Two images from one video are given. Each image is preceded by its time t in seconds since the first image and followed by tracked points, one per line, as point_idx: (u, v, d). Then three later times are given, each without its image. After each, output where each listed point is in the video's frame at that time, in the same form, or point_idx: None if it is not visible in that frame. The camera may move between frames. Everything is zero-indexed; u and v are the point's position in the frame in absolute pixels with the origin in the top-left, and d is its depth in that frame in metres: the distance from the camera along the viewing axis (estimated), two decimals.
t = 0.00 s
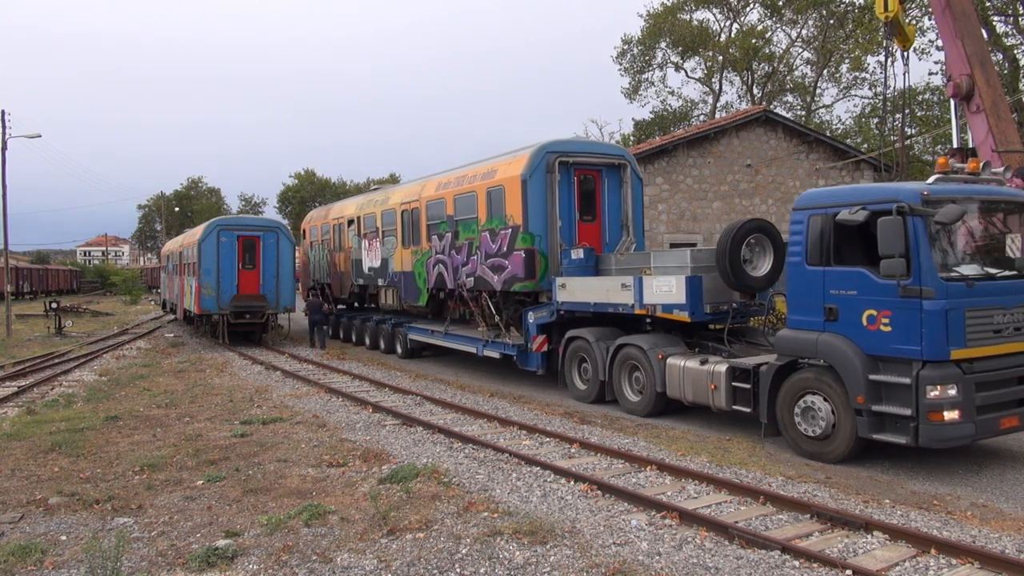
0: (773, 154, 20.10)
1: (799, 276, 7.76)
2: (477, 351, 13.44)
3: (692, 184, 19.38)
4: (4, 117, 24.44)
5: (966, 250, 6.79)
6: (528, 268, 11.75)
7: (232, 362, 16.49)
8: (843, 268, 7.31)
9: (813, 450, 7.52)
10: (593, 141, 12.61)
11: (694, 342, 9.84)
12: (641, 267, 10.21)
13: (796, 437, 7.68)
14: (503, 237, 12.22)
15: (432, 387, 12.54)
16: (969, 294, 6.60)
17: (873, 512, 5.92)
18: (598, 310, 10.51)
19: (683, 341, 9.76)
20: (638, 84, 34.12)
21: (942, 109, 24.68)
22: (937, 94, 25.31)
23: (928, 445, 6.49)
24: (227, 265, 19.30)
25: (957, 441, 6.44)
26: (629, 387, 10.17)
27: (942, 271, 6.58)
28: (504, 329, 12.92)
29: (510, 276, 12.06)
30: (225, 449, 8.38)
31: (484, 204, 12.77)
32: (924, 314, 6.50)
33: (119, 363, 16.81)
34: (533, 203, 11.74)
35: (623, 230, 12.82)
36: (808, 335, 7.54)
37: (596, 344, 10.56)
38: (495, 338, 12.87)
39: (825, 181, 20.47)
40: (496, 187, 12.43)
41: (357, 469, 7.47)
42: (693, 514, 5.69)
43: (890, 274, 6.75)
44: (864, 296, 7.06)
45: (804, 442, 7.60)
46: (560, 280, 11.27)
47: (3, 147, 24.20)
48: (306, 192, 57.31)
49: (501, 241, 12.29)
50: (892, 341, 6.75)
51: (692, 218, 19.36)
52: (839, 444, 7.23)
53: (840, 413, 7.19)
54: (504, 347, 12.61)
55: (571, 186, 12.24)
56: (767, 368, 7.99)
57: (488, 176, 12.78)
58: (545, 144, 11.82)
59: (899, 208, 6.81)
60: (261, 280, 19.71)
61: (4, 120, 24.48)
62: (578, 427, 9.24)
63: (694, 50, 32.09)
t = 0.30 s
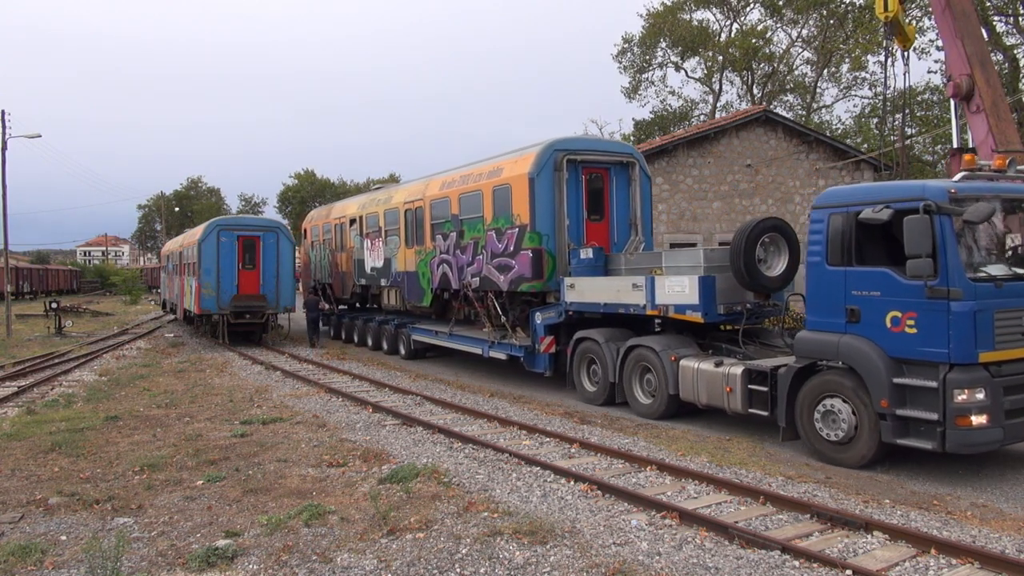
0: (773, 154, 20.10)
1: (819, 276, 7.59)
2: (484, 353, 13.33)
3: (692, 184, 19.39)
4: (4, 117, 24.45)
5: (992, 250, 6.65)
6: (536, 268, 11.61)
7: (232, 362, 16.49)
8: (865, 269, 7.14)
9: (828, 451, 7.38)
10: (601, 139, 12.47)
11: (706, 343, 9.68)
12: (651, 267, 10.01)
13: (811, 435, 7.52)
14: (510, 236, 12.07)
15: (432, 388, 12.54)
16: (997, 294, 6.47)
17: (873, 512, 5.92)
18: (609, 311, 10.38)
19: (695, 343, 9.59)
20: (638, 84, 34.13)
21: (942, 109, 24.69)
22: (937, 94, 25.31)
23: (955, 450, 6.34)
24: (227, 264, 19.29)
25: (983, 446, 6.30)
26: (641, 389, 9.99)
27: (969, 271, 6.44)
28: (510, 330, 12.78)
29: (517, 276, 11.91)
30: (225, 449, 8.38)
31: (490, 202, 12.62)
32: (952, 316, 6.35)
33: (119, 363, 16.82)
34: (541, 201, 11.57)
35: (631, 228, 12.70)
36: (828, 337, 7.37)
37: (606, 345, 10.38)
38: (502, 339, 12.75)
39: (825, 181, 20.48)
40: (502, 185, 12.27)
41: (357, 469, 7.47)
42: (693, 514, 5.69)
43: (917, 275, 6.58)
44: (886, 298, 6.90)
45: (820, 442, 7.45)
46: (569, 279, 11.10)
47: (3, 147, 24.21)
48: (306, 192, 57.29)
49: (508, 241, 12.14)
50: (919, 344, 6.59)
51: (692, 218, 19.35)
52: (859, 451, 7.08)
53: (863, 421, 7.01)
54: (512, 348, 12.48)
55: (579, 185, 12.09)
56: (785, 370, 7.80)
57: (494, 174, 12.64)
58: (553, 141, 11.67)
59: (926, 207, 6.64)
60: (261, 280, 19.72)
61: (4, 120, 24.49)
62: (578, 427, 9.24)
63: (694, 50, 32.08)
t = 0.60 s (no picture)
0: (773, 154, 20.11)
1: (839, 276, 7.36)
2: (489, 354, 13.20)
3: (692, 184, 19.40)
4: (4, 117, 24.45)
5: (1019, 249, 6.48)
6: (543, 268, 11.42)
7: (232, 362, 16.49)
8: (890, 269, 6.91)
9: (840, 452, 7.27)
10: (610, 137, 12.27)
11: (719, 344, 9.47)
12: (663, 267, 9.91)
13: (831, 437, 7.34)
14: (516, 236, 11.91)
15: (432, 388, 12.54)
16: None
17: (873, 512, 5.92)
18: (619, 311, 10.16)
19: (708, 344, 9.39)
20: (638, 84, 34.14)
21: (942, 109, 24.71)
22: (937, 93, 25.33)
23: (985, 456, 6.17)
24: (227, 264, 19.29)
25: (1013, 451, 6.15)
26: (652, 392, 9.78)
27: (999, 270, 6.24)
28: (517, 330, 12.63)
29: (524, 275, 11.74)
30: (225, 449, 8.38)
31: (497, 201, 12.47)
32: (981, 317, 6.16)
33: (119, 363, 16.82)
34: (548, 200, 11.41)
35: (640, 228, 12.48)
36: (850, 338, 7.15)
37: (616, 347, 10.17)
38: (508, 340, 12.62)
39: (825, 181, 20.50)
40: (508, 183, 12.12)
41: (357, 469, 7.48)
42: (692, 514, 5.69)
43: (946, 275, 6.35)
44: (912, 298, 6.68)
45: (836, 439, 7.30)
46: (577, 279, 10.91)
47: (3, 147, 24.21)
48: (306, 192, 57.27)
49: (514, 240, 11.99)
50: (947, 346, 6.37)
51: (692, 218, 19.35)
52: (874, 467, 6.97)
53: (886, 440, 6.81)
54: (518, 349, 12.34)
55: (587, 183, 11.90)
56: (805, 373, 7.58)
57: (500, 172, 12.48)
58: (561, 139, 11.50)
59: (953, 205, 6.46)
60: (261, 280, 19.72)
61: (4, 120, 24.49)
62: (578, 427, 9.24)
63: (694, 50, 32.10)
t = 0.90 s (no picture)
0: (773, 154, 20.11)
1: (861, 276, 7.17)
2: (496, 356, 13.10)
3: (692, 184, 19.41)
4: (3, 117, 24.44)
5: None
6: (551, 268, 11.32)
7: (232, 362, 16.49)
8: (915, 269, 6.72)
9: (850, 442, 7.16)
10: (619, 134, 12.14)
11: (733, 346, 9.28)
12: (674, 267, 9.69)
13: (852, 442, 7.14)
14: (524, 235, 11.82)
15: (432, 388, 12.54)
16: None
17: (873, 512, 5.92)
18: (630, 311, 10.01)
19: (722, 346, 9.21)
20: (638, 84, 34.14)
21: (942, 109, 24.72)
22: (937, 94, 25.33)
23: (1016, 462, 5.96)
24: (227, 264, 19.29)
25: None
26: (664, 395, 9.60)
27: None
28: (523, 330, 12.53)
29: (532, 275, 11.62)
30: (225, 449, 8.38)
31: (504, 200, 12.38)
32: (1012, 317, 5.99)
33: (119, 363, 16.82)
34: (556, 199, 11.30)
35: (649, 227, 12.35)
36: (873, 340, 6.95)
37: (626, 348, 9.97)
38: (515, 342, 12.52)
39: (825, 181, 20.50)
40: (516, 182, 12.02)
41: (357, 469, 7.48)
42: (693, 514, 5.69)
43: (976, 274, 6.17)
44: (939, 299, 6.49)
45: (852, 428, 7.14)
46: (588, 279, 10.73)
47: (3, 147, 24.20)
48: (306, 193, 57.24)
49: (521, 238, 11.91)
50: (976, 348, 6.20)
51: (692, 218, 19.36)
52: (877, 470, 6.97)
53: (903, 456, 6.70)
54: (525, 351, 12.21)
55: (596, 182, 11.78)
56: (824, 376, 7.39)
57: (507, 171, 12.40)
58: (569, 137, 11.38)
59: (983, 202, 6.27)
60: (261, 280, 19.72)
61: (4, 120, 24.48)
62: (578, 427, 9.23)
63: (694, 50, 32.09)
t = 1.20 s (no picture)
0: (773, 154, 20.11)
1: (885, 275, 6.98)
2: (503, 357, 13.05)
3: (692, 184, 19.42)
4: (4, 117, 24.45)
5: None
6: (559, 268, 11.24)
7: (232, 362, 16.50)
8: (943, 269, 6.53)
9: (869, 440, 6.98)
10: (628, 132, 12.07)
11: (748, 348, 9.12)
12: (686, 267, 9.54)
13: (875, 447, 6.94)
14: (531, 234, 11.76)
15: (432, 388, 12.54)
16: None
17: (873, 512, 5.92)
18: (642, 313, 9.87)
19: (737, 348, 9.04)
20: (638, 84, 34.13)
21: (942, 109, 24.71)
22: (937, 93, 25.31)
23: None
24: (227, 264, 19.29)
25: None
26: (677, 398, 9.43)
27: None
28: (531, 330, 12.46)
29: (540, 276, 11.55)
30: (225, 449, 8.38)
31: (510, 198, 12.32)
32: None
33: (119, 363, 16.82)
34: (565, 197, 11.22)
35: (658, 226, 12.29)
36: (897, 343, 6.78)
37: (638, 350, 9.80)
38: (522, 343, 12.49)
39: (826, 180, 20.50)
40: (522, 180, 11.96)
41: (357, 469, 7.47)
42: (693, 514, 5.69)
43: (1008, 275, 5.97)
44: (968, 300, 6.31)
45: (874, 422, 6.95)
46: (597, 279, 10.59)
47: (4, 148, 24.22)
48: (306, 192, 57.23)
49: (529, 238, 11.85)
50: (1007, 351, 6.02)
51: (692, 218, 19.37)
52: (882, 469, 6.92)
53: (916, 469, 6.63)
54: (533, 353, 12.13)
55: (604, 180, 11.72)
56: (846, 378, 7.19)
57: (514, 169, 12.31)
58: (577, 135, 11.32)
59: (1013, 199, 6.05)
60: (261, 280, 19.72)
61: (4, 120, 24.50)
62: (579, 427, 9.23)
63: (694, 49, 32.07)
